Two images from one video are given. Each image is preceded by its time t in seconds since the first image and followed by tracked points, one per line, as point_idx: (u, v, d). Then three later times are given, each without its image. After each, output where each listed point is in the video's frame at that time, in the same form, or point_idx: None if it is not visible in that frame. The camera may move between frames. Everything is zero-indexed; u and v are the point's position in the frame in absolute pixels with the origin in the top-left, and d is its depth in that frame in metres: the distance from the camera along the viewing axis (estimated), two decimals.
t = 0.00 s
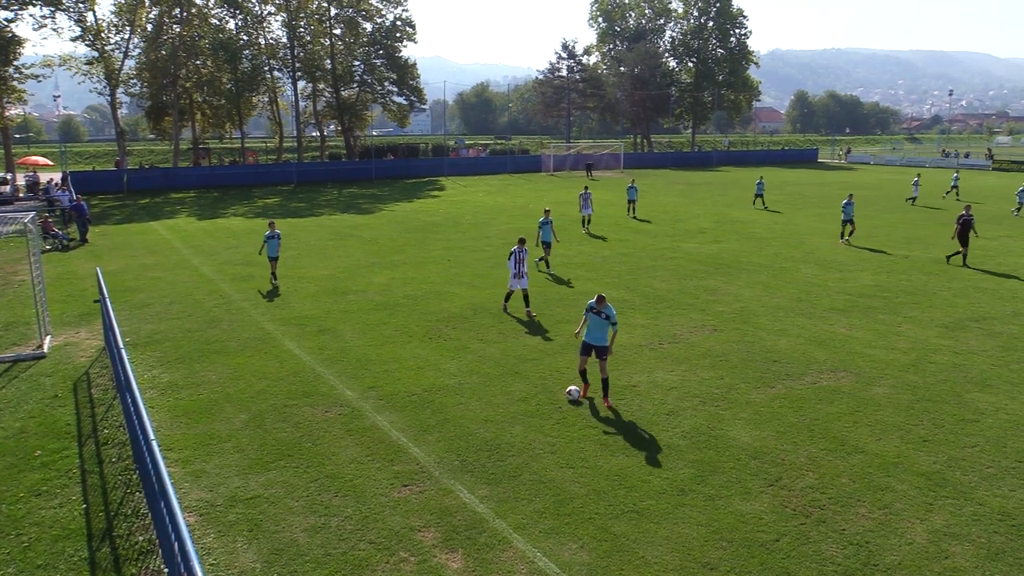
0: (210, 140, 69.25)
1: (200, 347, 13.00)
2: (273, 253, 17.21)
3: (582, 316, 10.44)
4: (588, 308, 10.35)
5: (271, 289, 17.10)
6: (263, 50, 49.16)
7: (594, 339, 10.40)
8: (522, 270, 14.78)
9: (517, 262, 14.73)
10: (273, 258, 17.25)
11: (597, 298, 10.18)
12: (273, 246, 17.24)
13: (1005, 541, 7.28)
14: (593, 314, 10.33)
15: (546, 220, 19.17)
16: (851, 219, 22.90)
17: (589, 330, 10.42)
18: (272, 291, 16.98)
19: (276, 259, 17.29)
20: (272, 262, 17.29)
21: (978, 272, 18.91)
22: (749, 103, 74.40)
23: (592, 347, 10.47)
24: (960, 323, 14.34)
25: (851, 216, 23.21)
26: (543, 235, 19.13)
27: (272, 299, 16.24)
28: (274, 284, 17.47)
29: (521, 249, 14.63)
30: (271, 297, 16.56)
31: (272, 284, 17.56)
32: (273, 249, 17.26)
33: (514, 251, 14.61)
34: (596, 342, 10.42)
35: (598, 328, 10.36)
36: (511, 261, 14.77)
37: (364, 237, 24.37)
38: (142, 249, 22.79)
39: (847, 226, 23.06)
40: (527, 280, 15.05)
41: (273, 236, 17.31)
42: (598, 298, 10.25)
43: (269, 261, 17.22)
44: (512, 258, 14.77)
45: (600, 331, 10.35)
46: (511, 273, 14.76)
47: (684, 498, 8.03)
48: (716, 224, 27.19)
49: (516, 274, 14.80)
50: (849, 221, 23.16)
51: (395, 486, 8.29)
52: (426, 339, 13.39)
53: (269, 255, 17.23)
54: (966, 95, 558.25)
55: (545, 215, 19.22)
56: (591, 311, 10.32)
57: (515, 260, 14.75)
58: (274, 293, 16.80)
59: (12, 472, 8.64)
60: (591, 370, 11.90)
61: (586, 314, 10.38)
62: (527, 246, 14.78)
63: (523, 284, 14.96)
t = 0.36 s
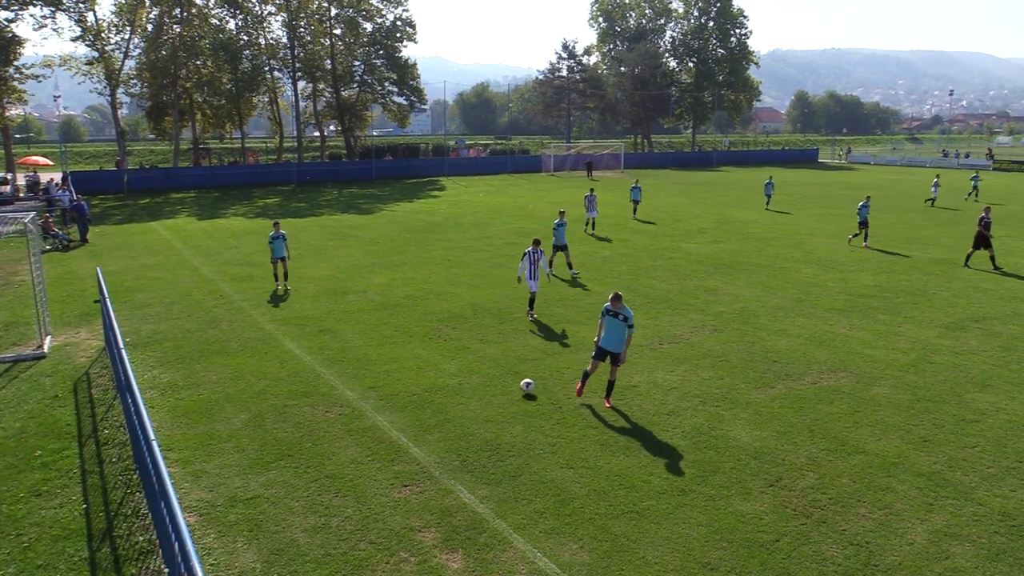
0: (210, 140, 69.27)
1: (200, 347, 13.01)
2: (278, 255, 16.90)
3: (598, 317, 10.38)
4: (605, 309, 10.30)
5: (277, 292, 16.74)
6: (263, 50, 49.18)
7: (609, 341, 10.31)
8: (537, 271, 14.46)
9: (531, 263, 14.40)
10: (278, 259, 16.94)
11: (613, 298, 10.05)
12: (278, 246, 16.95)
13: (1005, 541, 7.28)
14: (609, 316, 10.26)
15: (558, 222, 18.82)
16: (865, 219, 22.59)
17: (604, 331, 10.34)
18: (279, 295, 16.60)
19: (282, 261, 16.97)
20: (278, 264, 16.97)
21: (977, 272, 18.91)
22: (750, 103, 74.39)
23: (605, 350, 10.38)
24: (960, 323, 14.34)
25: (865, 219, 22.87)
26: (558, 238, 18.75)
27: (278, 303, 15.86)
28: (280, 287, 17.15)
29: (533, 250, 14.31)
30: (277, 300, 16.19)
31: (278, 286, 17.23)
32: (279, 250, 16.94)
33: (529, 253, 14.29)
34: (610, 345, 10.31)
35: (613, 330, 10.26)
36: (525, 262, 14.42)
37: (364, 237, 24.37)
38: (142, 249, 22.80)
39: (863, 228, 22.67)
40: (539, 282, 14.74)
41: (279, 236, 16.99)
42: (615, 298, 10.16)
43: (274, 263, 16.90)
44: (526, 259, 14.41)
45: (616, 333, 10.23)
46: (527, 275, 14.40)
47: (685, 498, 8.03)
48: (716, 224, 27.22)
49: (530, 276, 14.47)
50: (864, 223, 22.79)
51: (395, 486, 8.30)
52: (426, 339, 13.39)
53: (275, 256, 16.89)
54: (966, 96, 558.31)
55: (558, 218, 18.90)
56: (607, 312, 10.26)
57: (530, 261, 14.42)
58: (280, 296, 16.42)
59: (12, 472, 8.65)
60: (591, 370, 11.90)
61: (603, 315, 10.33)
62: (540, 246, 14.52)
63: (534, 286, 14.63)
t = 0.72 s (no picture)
0: (210, 140, 69.34)
1: (201, 347, 13.02)
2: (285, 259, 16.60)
3: (615, 329, 10.13)
4: (624, 319, 10.10)
5: (285, 296, 16.44)
6: (263, 50, 49.19)
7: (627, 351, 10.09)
8: (549, 276, 14.13)
9: (544, 269, 14.06)
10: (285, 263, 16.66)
11: (637, 307, 9.89)
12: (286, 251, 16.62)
13: (1006, 541, 7.27)
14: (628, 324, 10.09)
15: (575, 223, 18.36)
16: (880, 218, 22.26)
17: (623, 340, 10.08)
18: (287, 299, 16.30)
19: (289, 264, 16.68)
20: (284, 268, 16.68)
21: (976, 272, 18.92)
22: (749, 104, 74.41)
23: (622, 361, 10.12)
24: (960, 323, 14.35)
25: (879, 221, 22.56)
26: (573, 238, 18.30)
27: (287, 308, 15.53)
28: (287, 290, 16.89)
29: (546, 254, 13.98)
30: (286, 305, 15.88)
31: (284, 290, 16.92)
32: (286, 254, 16.65)
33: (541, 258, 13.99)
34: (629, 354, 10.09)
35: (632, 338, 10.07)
36: (537, 268, 14.06)
37: (365, 237, 24.40)
38: (143, 250, 22.84)
39: (876, 229, 22.38)
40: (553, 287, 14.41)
41: (287, 240, 16.66)
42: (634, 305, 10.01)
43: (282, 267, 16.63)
44: (538, 266, 14.04)
45: (637, 341, 10.07)
46: (538, 281, 14.06)
47: (685, 498, 8.04)
48: (716, 224, 27.27)
49: (542, 282, 14.16)
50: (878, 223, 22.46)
51: (395, 486, 8.30)
52: (427, 339, 13.40)
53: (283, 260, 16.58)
54: (965, 96, 558.50)
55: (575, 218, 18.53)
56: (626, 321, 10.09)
57: (541, 267, 14.08)
58: (288, 301, 16.12)
59: (12, 472, 8.65)
60: (591, 370, 11.89)
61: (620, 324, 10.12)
62: (551, 250, 14.13)
63: (547, 291, 14.33)
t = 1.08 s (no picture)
0: (211, 140, 69.36)
1: (201, 347, 13.02)
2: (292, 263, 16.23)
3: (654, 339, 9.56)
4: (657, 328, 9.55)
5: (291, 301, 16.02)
6: (264, 50, 49.22)
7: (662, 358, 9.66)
8: (565, 281, 13.77)
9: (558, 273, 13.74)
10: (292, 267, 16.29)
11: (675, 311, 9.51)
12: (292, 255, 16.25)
13: (1007, 541, 7.27)
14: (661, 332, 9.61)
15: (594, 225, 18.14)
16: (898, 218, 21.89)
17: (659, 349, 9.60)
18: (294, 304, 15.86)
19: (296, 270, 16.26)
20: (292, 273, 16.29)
21: (978, 273, 18.92)
22: (751, 104, 74.34)
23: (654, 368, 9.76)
24: (961, 323, 14.35)
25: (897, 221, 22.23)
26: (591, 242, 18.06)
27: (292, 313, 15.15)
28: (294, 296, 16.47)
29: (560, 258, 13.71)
30: (292, 311, 15.43)
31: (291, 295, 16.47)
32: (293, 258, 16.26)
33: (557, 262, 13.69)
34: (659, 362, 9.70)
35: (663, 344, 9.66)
36: (552, 272, 13.74)
37: (366, 237, 24.41)
38: (144, 250, 22.86)
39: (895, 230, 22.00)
40: (570, 293, 14.03)
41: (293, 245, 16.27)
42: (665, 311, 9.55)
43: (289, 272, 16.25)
44: (553, 270, 13.74)
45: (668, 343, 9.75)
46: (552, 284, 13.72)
47: (686, 499, 8.03)
48: (717, 225, 27.29)
49: (557, 287, 13.84)
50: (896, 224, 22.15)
51: (396, 486, 8.30)
52: (428, 340, 13.40)
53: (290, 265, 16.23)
54: (967, 96, 558.00)
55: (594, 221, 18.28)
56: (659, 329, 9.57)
57: (557, 271, 13.76)
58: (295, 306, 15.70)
59: (13, 472, 8.65)
60: (592, 370, 11.89)
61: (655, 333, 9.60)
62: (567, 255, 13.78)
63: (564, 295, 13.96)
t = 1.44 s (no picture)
0: (213, 141, 69.46)
1: (203, 347, 13.03)
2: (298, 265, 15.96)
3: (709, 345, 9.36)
4: (694, 333, 9.29)
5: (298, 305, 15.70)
6: (265, 51, 49.24)
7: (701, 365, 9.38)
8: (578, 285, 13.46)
9: (573, 276, 13.44)
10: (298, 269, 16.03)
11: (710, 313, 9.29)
12: (298, 256, 15.98)
13: (1008, 542, 7.25)
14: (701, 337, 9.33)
15: (615, 228, 17.85)
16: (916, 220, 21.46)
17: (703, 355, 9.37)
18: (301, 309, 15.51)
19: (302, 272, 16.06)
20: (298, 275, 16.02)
21: (979, 273, 18.92)
22: (752, 104, 74.24)
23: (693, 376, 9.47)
24: (963, 324, 14.33)
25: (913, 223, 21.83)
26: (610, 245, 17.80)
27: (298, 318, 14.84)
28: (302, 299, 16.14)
29: (577, 262, 13.52)
30: (297, 316, 15.06)
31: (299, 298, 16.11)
32: (299, 260, 16.01)
33: (574, 265, 13.48)
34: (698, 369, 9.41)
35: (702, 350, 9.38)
36: (566, 274, 13.44)
37: (367, 238, 24.43)
38: (145, 250, 22.88)
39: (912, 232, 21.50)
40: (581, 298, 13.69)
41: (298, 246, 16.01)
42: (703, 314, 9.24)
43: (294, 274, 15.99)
44: (567, 272, 13.49)
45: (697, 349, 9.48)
46: (564, 287, 13.40)
47: (687, 499, 8.03)
48: (718, 225, 27.31)
49: (571, 290, 13.45)
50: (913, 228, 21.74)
51: (398, 487, 8.30)
52: (429, 340, 13.40)
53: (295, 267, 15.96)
54: (968, 97, 557.85)
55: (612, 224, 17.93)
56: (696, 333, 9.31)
57: (571, 274, 13.47)
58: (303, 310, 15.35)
59: (14, 472, 8.66)
60: (593, 370, 11.89)
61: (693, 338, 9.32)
62: (584, 260, 13.65)
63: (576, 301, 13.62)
